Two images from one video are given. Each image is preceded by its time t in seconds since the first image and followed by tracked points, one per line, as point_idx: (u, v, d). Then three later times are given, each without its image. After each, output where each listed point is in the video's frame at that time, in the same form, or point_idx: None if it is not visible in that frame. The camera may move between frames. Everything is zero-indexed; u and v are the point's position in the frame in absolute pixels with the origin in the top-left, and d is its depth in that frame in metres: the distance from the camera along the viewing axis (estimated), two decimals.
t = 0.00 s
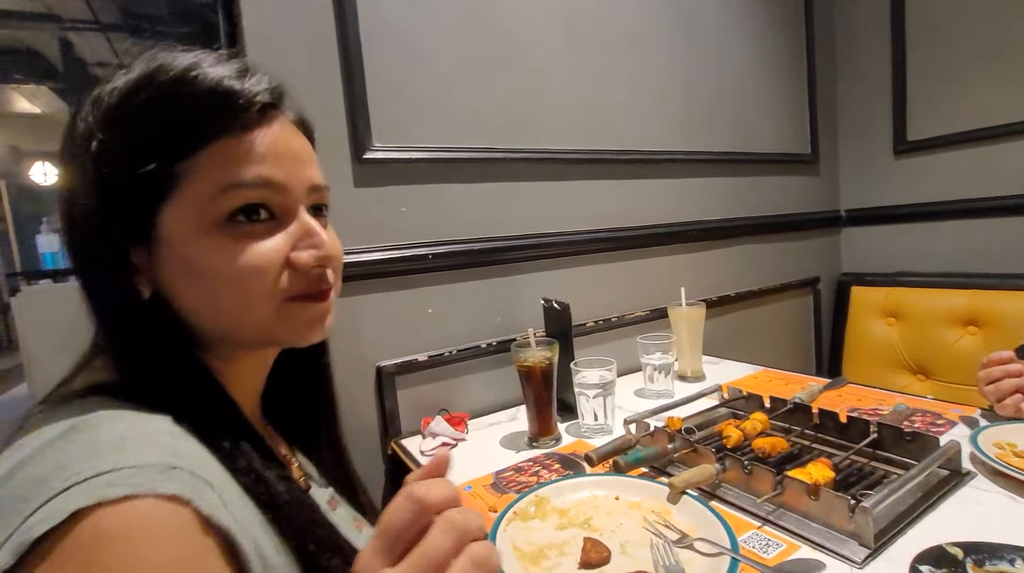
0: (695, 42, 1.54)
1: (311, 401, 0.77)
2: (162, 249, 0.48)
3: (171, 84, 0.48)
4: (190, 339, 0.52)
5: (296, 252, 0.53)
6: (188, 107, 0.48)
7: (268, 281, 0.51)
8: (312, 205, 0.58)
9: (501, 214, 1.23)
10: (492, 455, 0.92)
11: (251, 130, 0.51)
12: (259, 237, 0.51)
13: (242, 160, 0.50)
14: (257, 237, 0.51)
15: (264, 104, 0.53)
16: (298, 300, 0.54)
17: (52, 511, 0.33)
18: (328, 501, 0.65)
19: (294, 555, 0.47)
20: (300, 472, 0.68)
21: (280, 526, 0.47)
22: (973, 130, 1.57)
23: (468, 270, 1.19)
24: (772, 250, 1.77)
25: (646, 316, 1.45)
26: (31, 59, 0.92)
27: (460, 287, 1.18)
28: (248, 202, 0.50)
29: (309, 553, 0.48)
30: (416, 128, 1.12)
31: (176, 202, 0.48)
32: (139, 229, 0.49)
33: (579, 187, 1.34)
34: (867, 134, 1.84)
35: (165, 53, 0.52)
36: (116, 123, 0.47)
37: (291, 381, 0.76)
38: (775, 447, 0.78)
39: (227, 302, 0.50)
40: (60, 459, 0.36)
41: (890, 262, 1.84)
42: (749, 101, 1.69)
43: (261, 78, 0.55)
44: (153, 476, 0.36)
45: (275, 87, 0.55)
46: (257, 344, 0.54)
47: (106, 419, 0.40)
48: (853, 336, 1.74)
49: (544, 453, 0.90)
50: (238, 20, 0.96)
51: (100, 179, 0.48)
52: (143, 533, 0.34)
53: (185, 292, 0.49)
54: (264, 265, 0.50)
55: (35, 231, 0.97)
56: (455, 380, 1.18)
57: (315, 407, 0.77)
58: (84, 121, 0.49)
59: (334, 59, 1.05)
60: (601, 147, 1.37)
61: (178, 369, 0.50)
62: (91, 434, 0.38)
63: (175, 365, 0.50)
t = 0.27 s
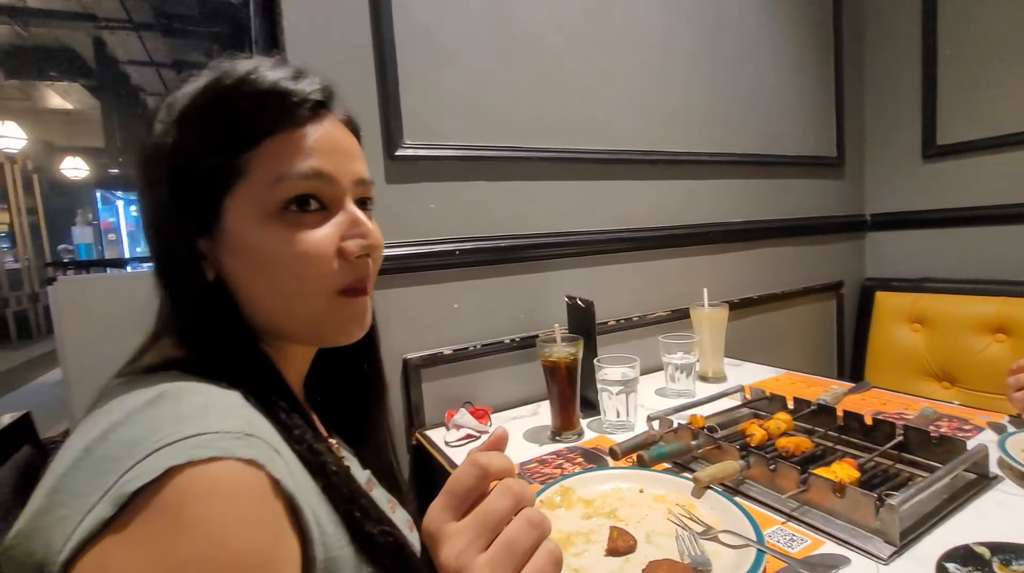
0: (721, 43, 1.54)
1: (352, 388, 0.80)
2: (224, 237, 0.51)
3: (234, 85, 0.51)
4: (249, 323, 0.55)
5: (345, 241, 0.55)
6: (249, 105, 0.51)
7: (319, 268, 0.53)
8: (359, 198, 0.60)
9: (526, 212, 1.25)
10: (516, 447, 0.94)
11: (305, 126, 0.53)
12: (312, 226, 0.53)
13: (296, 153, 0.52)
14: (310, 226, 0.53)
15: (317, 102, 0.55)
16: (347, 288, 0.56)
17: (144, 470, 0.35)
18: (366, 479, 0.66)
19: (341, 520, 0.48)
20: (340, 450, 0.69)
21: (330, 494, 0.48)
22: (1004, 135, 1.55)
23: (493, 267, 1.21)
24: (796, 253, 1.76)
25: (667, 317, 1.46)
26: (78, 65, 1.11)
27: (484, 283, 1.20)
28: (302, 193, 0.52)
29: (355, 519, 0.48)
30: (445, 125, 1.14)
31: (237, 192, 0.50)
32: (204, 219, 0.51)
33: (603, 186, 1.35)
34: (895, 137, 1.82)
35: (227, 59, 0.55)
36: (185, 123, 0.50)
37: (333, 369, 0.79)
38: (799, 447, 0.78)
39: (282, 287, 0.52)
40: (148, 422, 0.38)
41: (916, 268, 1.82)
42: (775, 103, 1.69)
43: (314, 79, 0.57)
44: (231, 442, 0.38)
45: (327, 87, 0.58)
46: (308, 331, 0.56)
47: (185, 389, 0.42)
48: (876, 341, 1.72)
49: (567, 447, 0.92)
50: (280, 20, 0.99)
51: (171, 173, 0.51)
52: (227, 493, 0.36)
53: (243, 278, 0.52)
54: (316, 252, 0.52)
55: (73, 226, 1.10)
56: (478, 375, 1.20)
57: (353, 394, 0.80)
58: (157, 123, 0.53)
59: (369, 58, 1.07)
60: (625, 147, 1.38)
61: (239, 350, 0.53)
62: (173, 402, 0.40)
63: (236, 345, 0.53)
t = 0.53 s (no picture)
0: (723, 39, 1.54)
1: (366, 390, 0.82)
2: (248, 245, 0.53)
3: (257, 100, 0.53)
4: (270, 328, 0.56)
5: (363, 247, 0.56)
6: (271, 119, 0.53)
7: (338, 273, 0.55)
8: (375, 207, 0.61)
9: (531, 212, 1.26)
10: (525, 446, 0.95)
11: (323, 138, 0.56)
12: (330, 233, 0.55)
13: (315, 164, 0.55)
14: (328, 232, 0.55)
15: (336, 116, 0.57)
16: (365, 292, 0.57)
17: (179, 466, 0.37)
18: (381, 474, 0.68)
19: (360, 512, 0.50)
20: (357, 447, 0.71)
21: (348, 487, 0.51)
22: (1012, 125, 1.54)
23: (500, 268, 1.22)
24: (803, 247, 1.75)
25: (674, 314, 1.46)
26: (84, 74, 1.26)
27: (491, 284, 1.21)
28: (321, 201, 0.54)
29: (372, 511, 0.50)
30: (449, 129, 1.15)
31: (260, 201, 0.52)
32: (228, 228, 0.53)
33: (607, 185, 1.36)
34: (900, 129, 1.81)
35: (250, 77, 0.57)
36: (210, 137, 0.52)
37: (346, 372, 0.81)
38: (806, 441, 0.79)
39: (303, 291, 0.54)
40: (181, 421, 0.40)
41: (924, 260, 1.81)
42: (779, 97, 1.68)
43: (332, 95, 0.59)
44: (258, 438, 0.40)
45: (345, 103, 0.60)
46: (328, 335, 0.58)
47: (213, 390, 0.44)
48: (885, 335, 1.72)
49: (576, 445, 0.93)
50: (287, 30, 1.01)
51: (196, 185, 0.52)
52: (255, 486, 0.38)
53: (266, 284, 0.54)
54: (335, 257, 0.54)
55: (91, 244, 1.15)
56: (486, 375, 1.21)
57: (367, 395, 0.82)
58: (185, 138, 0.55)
59: (374, 65, 1.08)
60: (629, 146, 1.38)
61: (262, 355, 0.55)
62: (203, 401, 0.42)
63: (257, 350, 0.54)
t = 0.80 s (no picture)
0: (719, 32, 1.54)
1: (377, 392, 0.83)
2: (251, 259, 0.55)
3: (255, 118, 0.54)
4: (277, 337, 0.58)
5: (363, 256, 0.58)
6: (269, 135, 0.54)
7: (340, 283, 0.56)
8: (372, 215, 0.63)
9: (533, 213, 1.27)
10: (534, 445, 0.96)
11: (320, 152, 0.57)
12: (330, 243, 0.57)
13: (313, 177, 0.56)
14: (329, 243, 0.56)
15: (332, 129, 0.58)
16: (366, 300, 0.59)
17: (190, 466, 0.39)
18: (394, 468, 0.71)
19: (376, 506, 0.53)
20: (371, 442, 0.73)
21: (363, 482, 0.53)
22: (1016, 104, 1.52)
23: (504, 269, 1.23)
24: (809, 236, 1.75)
25: (679, 308, 1.46)
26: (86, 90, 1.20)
27: (496, 286, 1.22)
28: (320, 213, 0.56)
29: (388, 504, 0.53)
30: (448, 134, 1.17)
31: (261, 215, 0.54)
32: (231, 242, 0.55)
33: (608, 183, 1.36)
34: (903, 113, 1.80)
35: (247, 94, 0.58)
36: (212, 155, 0.54)
37: (358, 372, 0.83)
38: (814, 431, 0.79)
39: (307, 302, 0.55)
40: (189, 424, 0.42)
41: (933, 244, 1.80)
42: (779, 86, 1.68)
43: (328, 109, 0.60)
44: (264, 433, 0.41)
45: (341, 116, 0.61)
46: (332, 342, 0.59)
47: (218, 393, 0.45)
48: (895, 320, 1.71)
49: (585, 442, 0.94)
50: (284, 46, 1.03)
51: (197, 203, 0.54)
52: (263, 479, 0.39)
53: (271, 296, 0.55)
54: (336, 267, 0.56)
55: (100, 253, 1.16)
56: (494, 375, 1.22)
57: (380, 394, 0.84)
58: (188, 158, 0.56)
59: (371, 75, 1.10)
60: (628, 142, 1.39)
61: (270, 363, 0.56)
62: (209, 404, 0.44)
63: (268, 358, 0.57)
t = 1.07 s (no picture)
0: (718, 25, 1.54)
1: (376, 389, 0.85)
2: (241, 267, 0.57)
3: (234, 127, 0.56)
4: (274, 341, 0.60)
5: (350, 258, 0.59)
6: (249, 144, 0.56)
7: (330, 285, 0.58)
8: (357, 216, 0.64)
9: (534, 212, 1.28)
10: (539, 441, 0.97)
11: (300, 157, 0.58)
12: (316, 247, 0.58)
13: (295, 182, 0.57)
14: (314, 247, 0.58)
15: (310, 133, 0.60)
16: (356, 300, 0.61)
17: (195, 469, 0.40)
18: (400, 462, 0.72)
19: (383, 502, 0.54)
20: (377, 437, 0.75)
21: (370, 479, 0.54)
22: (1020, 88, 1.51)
23: (506, 268, 1.24)
24: (814, 227, 1.74)
25: (683, 303, 1.47)
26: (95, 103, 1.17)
27: (499, 285, 1.23)
28: (305, 219, 0.57)
29: (395, 501, 0.54)
30: (448, 136, 1.18)
31: (247, 224, 0.56)
32: (220, 250, 0.57)
33: (608, 180, 1.37)
34: (906, 101, 1.78)
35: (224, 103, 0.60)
36: (195, 168, 0.56)
37: (360, 370, 0.84)
38: (815, 421, 0.79)
39: (296, 307, 0.57)
40: (193, 429, 0.43)
41: (940, 232, 1.79)
42: (780, 79, 1.67)
43: (304, 111, 0.61)
44: (266, 435, 0.43)
45: (317, 118, 0.62)
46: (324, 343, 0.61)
47: (221, 399, 0.47)
48: (902, 310, 1.70)
49: (589, 437, 0.95)
50: (285, 55, 1.05)
51: (185, 213, 0.56)
52: (265, 479, 0.41)
53: (262, 302, 0.57)
54: (323, 271, 0.57)
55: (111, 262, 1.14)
56: (500, 374, 1.23)
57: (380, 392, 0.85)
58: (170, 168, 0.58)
59: (370, 79, 1.11)
60: (627, 139, 1.39)
61: (266, 363, 0.58)
62: (212, 410, 0.45)
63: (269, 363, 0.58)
